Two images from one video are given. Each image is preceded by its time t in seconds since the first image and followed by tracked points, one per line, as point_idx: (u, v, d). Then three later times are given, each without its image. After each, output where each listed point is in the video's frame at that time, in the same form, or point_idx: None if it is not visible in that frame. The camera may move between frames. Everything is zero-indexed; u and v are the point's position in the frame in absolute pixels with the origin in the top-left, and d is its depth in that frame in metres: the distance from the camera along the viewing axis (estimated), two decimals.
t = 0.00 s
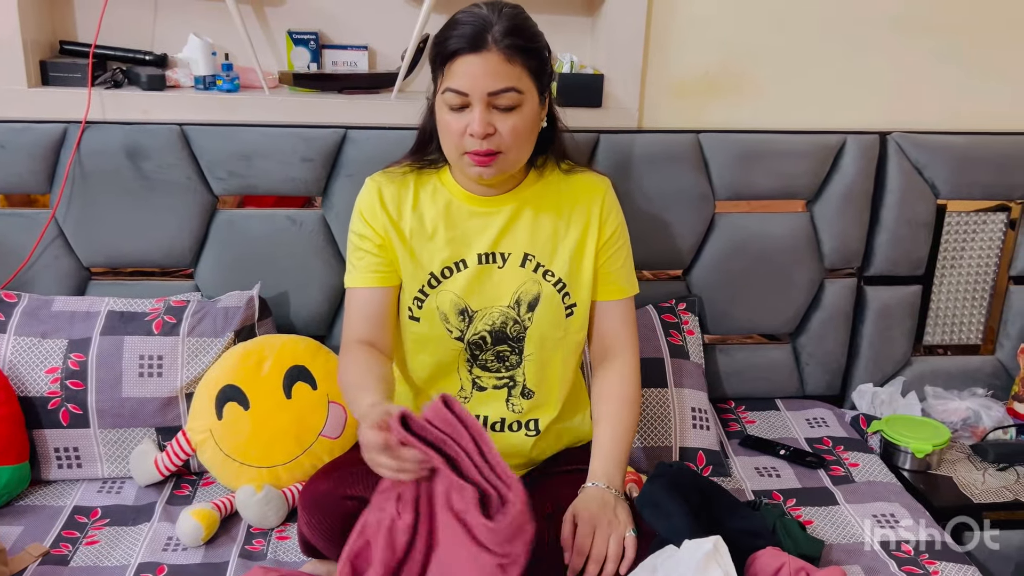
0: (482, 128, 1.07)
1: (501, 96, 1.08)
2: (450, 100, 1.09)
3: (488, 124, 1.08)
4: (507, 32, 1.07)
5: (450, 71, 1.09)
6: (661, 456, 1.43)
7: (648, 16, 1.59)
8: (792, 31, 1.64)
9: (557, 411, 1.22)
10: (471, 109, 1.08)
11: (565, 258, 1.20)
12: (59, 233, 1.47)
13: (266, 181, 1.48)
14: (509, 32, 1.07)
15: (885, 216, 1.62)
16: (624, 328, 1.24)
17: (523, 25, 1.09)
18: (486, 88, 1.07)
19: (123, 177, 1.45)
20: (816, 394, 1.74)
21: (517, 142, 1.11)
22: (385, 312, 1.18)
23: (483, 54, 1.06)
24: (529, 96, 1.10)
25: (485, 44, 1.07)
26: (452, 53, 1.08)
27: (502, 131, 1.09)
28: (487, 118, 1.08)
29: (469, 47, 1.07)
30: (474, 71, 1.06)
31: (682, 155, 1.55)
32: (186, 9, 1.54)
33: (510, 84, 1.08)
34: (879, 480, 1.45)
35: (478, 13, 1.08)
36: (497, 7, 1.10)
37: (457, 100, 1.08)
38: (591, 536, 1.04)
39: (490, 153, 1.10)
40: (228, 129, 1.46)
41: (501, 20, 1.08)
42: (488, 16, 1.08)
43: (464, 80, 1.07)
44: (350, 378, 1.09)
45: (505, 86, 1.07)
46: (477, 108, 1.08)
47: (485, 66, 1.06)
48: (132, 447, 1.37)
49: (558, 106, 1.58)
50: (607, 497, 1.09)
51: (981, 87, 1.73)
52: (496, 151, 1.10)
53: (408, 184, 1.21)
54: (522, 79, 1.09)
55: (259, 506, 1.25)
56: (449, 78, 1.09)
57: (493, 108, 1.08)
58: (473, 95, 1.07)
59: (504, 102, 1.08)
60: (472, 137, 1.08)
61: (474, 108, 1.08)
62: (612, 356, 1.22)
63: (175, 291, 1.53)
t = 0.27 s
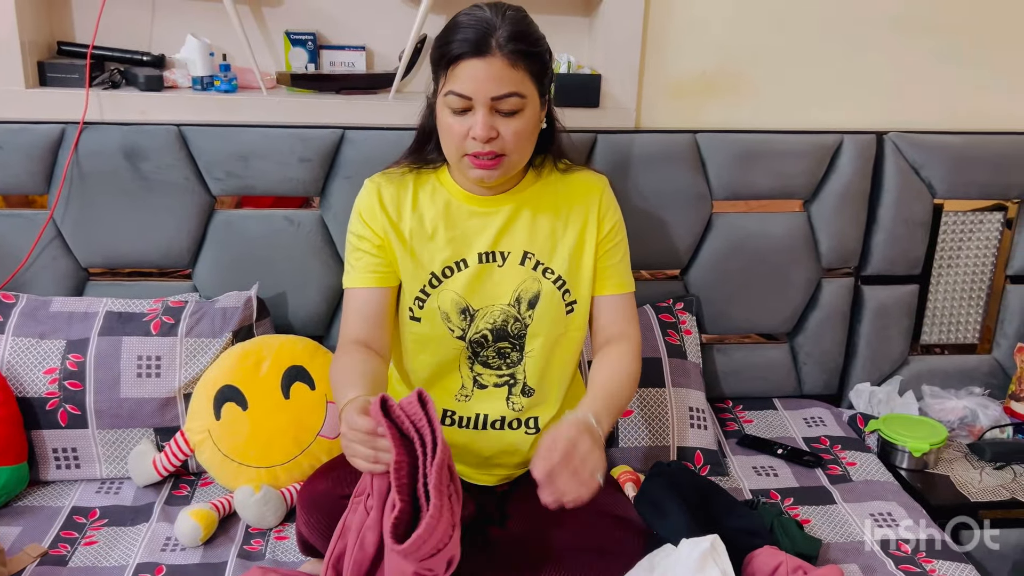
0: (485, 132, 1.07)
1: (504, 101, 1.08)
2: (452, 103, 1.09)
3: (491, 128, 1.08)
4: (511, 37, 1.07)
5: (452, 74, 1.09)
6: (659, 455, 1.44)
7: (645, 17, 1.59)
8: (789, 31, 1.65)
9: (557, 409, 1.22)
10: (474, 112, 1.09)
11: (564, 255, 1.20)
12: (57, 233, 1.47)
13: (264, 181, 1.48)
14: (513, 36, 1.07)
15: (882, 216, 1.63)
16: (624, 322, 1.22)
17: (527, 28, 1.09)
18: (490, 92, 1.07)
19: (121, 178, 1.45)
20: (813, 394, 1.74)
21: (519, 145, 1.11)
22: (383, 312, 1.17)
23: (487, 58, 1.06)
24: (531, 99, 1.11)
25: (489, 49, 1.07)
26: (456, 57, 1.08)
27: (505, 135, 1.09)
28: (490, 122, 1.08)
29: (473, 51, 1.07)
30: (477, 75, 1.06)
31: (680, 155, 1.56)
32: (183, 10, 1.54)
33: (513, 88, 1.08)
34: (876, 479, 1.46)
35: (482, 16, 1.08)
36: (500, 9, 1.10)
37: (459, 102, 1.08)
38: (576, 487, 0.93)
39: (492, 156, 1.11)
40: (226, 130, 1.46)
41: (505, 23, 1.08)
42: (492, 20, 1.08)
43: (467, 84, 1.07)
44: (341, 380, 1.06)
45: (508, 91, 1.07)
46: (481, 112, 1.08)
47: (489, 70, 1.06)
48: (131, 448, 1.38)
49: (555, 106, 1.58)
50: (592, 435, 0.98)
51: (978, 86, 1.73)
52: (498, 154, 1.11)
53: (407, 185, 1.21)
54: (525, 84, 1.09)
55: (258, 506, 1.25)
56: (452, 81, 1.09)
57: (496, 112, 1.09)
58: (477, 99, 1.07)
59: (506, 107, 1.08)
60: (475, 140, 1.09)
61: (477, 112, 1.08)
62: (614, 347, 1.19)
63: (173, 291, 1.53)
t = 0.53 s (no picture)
0: (495, 108, 1.08)
1: (516, 81, 1.10)
2: (465, 80, 1.10)
3: (501, 106, 1.08)
4: (529, 24, 1.12)
5: (467, 52, 1.11)
6: (656, 455, 1.44)
7: (643, 17, 1.59)
8: (786, 31, 1.65)
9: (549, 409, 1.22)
10: (485, 90, 1.10)
11: (556, 257, 1.20)
12: (55, 234, 1.47)
13: (262, 182, 1.48)
14: (530, 23, 1.12)
15: (880, 215, 1.63)
16: (617, 322, 1.20)
17: (542, 22, 1.15)
18: (504, 70, 1.09)
19: (119, 178, 1.45)
20: (811, 393, 1.74)
21: (525, 130, 1.12)
22: (374, 310, 1.19)
23: (505, 37, 1.10)
24: (539, 88, 1.13)
25: (507, 30, 1.11)
26: (472, 35, 1.11)
27: (513, 116, 1.10)
28: (500, 101, 1.09)
29: (491, 29, 1.10)
30: (494, 52, 1.09)
31: (677, 155, 1.56)
32: (181, 11, 1.54)
33: (526, 71, 1.10)
34: (874, 479, 1.46)
35: (501, 6, 1.13)
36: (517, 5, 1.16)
37: (472, 78, 1.10)
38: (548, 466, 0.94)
39: (499, 136, 1.10)
40: (224, 130, 1.46)
41: (522, 13, 1.13)
42: (511, 8, 1.13)
43: (483, 60, 1.09)
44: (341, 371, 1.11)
45: (521, 71, 1.10)
46: (493, 88, 1.09)
47: (506, 48, 1.09)
48: (129, 448, 1.38)
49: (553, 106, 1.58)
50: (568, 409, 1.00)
51: (975, 86, 1.74)
52: (503, 135, 1.10)
53: (401, 183, 1.21)
54: (537, 71, 1.12)
55: (257, 506, 1.25)
56: (466, 58, 1.11)
57: (507, 91, 1.10)
58: (491, 74, 1.09)
59: (517, 88, 1.10)
60: (484, 117, 1.08)
61: (488, 89, 1.09)
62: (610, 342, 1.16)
63: (171, 292, 1.53)
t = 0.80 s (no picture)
0: (494, 99, 1.08)
1: (516, 74, 1.10)
2: (465, 73, 1.11)
3: (500, 97, 1.09)
4: (529, 20, 1.13)
5: (467, 47, 1.12)
6: (653, 454, 1.44)
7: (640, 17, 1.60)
8: (783, 30, 1.65)
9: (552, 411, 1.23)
10: (484, 83, 1.10)
11: (559, 260, 1.20)
12: (52, 234, 1.47)
13: (259, 181, 1.48)
14: (531, 19, 1.13)
15: (877, 214, 1.63)
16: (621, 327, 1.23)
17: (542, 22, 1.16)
18: (504, 62, 1.10)
19: (116, 178, 1.45)
20: (808, 392, 1.74)
21: (523, 124, 1.12)
22: (378, 319, 1.22)
23: (504, 31, 1.11)
24: (539, 85, 1.14)
25: (507, 25, 1.12)
26: (471, 30, 1.12)
27: (511, 108, 1.10)
28: (499, 92, 1.09)
29: (491, 23, 1.11)
30: (493, 46, 1.10)
31: (674, 155, 1.56)
32: (179, 11, 1.54)
33: (525, 66, 1.11)
34: (871, 477, 1.46)
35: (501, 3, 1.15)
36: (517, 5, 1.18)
37: (472, 72, 1.10)
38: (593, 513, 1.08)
39: (497, 128, 1.10)
40: (221, 130, 1.46)
41: (522, 11, 1.14)
42: (512, 7, 1.14)
43: (483, 54, 1.10)
44: (358, 382, 1.20)
45: (521, 64, 1.11)
46: (493, 80, 1.09)
47: (505, 42, 1.10)
48: (126, 448, 1.38)
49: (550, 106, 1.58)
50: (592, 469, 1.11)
51: (971, 85, 1.74)
52: (502, 127, 1.10)
53: (402, 185, 1.22)
54: (536, 67, 1.13)
55: (254, 506, 1.26)
56: (465, 52, 1.11)
57: (507, 85, 1.10)
58: (491, 68, 1.10)
59: (516, 81, 1.11)
60: (483, 107, 1.09)
61: (488, 81, 1.10)
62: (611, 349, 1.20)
63: (168, 292, 1.53)
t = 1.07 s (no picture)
0: (492, 107, 1.08)
1: (513, 80, 1.10)
2: (461, 79, 1.10)
3: (498, 105, 1.09)
4: (527, 23, 1.12)
5: (464, 51, 1.11)
6: (651, 453, 1.44)
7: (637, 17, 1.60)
8: (780, 30, 1.65)
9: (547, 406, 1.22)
10: (482, 89, 1.10)
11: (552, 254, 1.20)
12: (49, 234, 1.47)
13: (256, 181, 1.48)
14: (528, 22, 1.12)
15: (874, 213, 1.63)
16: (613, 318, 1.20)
17: (539, 22, 1.15)
18: (502, 69, 1.09)
19: (114, 178, 1.45)
20: (805, 391, 1.75)
21: (521, 130, 1.12)
22: (376, 312, 1.22)
23: (502, 37, 1.10)
24: (536, 89, 1.14)
25: (504, 29, 1.11)
26: (469, 35, 1.11)
27: (509, 116, 1.10)
28: (497, 100, 1.09)
29: (489, 28, 1.10)
30: (490, 52, 1.09)
31: (672, 154, 1.56)
32: (176, 10, 1.54)
33: (523, 72, 1.11)
34: (868, 476, 1.46)
35: (500, 4, 1.13)
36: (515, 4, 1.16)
37: (469, 77, 1.10)
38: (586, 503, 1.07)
39: (495, 134, 1.10)
40: (218, 130, 1.46)
41: (519, 12, 1.13)
42: (508, 8, 1.13)
43: (479, 60, 1.09)
44: (359, 385, 1.20)
45: (519, 71, 1.10)
46: (490, 87, 1.09)
47: (502, 48, 1.09)
48: (124, 448, 1.38)
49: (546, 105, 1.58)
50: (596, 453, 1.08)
51: (968, 85, 1.74)
52: (500, 134, 1.10)
53: (400, 179, 1.22)
54: (534, 71, 1.13)
55: (252, 505, 1.25)
56: (463, 57, 1.11)
57: (505, 90, 1.10)
58: (488, 74, 1.09)
59: (514, 87, 1.11)
60: (481, 116, 1.09)
61: (485, 88, 1.10)
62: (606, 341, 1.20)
63: (166, 292, 1.53)
